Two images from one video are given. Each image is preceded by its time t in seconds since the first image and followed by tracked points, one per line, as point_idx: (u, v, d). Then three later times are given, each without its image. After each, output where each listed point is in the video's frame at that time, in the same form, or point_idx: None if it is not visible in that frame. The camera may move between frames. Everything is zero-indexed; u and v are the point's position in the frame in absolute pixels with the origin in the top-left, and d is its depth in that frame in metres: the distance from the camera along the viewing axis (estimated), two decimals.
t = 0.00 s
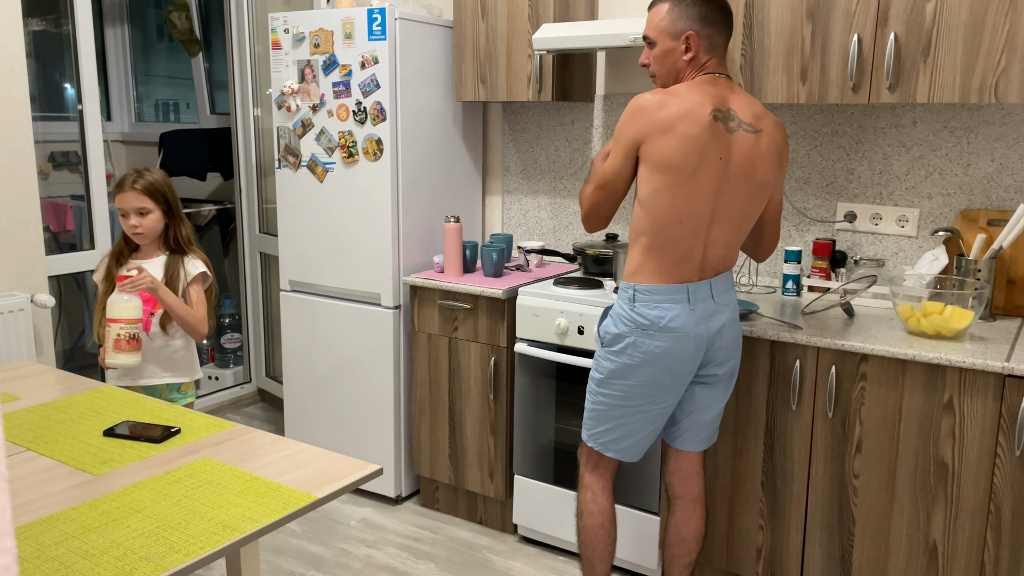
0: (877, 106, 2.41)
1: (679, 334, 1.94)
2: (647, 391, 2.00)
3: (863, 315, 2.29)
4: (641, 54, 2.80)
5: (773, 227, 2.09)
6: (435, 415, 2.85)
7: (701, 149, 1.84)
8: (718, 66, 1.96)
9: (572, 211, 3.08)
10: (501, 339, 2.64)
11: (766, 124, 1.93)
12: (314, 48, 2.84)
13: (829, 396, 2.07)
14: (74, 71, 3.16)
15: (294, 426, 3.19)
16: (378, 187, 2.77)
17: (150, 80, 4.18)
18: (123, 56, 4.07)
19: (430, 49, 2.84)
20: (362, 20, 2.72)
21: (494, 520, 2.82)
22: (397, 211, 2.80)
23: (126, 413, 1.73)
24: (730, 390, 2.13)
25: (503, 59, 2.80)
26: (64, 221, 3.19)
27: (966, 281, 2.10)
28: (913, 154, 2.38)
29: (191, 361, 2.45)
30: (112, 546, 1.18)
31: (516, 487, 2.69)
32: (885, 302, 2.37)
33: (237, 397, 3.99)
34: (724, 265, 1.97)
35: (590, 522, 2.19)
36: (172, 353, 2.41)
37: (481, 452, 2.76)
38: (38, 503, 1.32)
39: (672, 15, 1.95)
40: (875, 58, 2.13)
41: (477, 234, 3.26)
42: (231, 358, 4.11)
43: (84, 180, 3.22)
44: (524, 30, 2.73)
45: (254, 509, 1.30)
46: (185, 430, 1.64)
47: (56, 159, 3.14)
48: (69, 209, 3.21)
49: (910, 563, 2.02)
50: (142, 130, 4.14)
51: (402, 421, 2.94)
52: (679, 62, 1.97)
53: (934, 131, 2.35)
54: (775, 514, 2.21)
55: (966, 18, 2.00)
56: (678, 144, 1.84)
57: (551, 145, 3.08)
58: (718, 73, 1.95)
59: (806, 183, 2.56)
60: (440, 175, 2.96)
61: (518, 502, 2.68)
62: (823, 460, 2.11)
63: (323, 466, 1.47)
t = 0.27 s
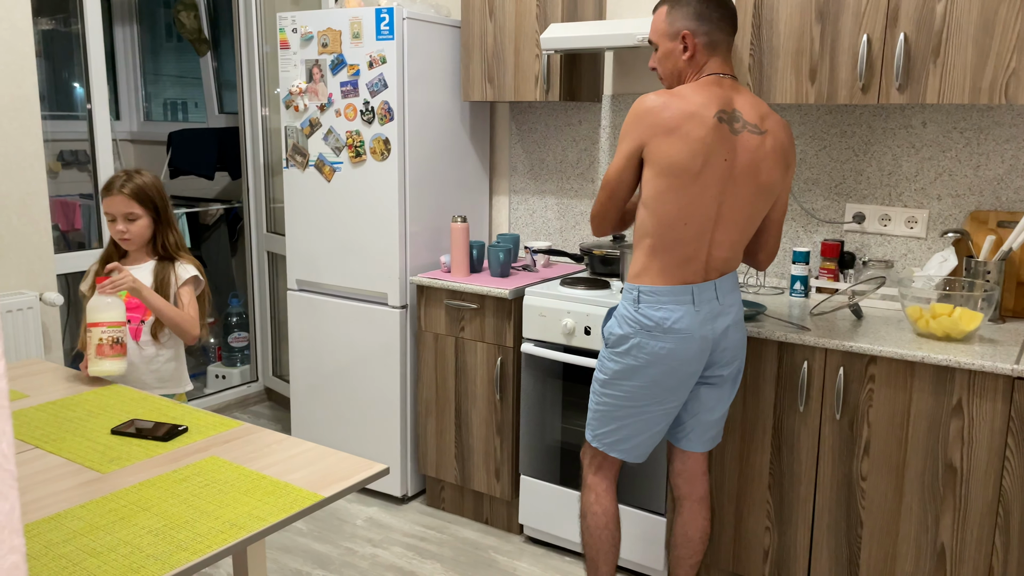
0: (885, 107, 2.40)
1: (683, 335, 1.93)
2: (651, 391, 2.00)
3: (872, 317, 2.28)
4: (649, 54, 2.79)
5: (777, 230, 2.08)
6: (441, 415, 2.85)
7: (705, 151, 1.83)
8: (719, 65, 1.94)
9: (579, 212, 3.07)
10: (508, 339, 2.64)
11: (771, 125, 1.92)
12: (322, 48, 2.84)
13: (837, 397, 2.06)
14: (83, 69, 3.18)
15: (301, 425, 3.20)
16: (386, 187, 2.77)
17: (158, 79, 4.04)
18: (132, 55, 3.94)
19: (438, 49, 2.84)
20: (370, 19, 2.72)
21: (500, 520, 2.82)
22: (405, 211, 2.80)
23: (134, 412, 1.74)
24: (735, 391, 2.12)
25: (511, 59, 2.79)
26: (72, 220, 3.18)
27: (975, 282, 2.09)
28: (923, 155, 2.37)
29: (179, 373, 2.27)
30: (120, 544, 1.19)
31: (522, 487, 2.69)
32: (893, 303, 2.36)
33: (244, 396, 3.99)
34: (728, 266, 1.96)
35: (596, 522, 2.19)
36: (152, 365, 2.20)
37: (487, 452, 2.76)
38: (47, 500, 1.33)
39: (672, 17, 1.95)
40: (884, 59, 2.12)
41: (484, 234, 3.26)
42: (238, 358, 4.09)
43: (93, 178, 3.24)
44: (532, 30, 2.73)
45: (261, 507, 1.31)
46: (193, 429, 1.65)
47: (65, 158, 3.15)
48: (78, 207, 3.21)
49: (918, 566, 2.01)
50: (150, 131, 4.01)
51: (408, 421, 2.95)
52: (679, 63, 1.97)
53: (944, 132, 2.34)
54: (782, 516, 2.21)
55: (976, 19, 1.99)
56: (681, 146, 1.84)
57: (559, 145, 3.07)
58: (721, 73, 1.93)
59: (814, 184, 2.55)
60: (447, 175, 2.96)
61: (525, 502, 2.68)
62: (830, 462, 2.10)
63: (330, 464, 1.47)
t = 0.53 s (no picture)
0: (893, 107, 2.39)
1: (684, 335, 1.93)
2: (651, 392, 1.99)
3: (878, 318, 2.28)
4: (656, 55, 2.79)
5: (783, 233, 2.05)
6: (446, 415, 2.85)
7: (701, 152, 1.83)
8: (713, 65, 1.93)
9: (584, 212, 3.07)
10: (513, 339, 2.64)
11: (772, 125, 1.90)
12: (328, 48, 2.85)
13: (844, 399, 2.05)
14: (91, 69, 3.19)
15: (306, 425, 3.20)
16: (391, 187, 2.78)
17: (166, 78, 4.23)
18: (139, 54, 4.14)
19: (444, 49, 2.84)
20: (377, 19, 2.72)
21: (505, 521, 2.82)
22: (410, 211, 2.80)
23: (140, 410, 1.74)
24: (738, 392, 2.12)
25: (517, 59, 2.79)
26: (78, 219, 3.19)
27: (982, 284, 2.10)
28: (930, 156, 2.36)
29: (162, 376, 2.17)
30: (125, 542, 1.19)
31: (527, 487, 2.69)
32: (900, 305, 2.36)
33: (250, 395, 4.00)
34: (730, 267, 1.95)
35: (600, 523, 2.18)
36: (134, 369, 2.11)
37: (492, 452, 2.76)
38: (53, 498, 1.33)
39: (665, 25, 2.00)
40: (892, 59, 2.11)
41: (489, 234, 3.26)
42: (244, 356, 4.11)
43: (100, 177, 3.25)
44: (539, 30, 2.73)
45: (266, 507, 1.31)
46: (198, 428, 1.65)
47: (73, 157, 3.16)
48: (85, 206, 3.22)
49: (924, 569, 2.01)
50: (156, 129, 4.21)
51: (413, 421, 2.95)
52: (673, 68, 2.01)
53: (952, 133, 2.33)
54: (788, 517, 2.20)
55: (985, 19, 1.98)
56: (677, 146, 1.85)
57: (565, 145, 3.07)
58: (718, 73, 1.92)
59: (821, 185, 2.55)
60: (453, 175, 2.96)
61: (529, 503, 2.68)
62: (836, 464, 2.10)
63: (336, 464, 1.47)
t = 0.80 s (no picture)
0: (894, 109, 2.39)
1: (680, 336, 1.93)
2: (649, 392, 2.00)
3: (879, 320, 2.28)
4: (657, 56, 2.79)
5: (784, 232, 2.05)
6: (446, 416, 2.85)
7: (695, 153, 1.83)
8: (707, 67, 1.93)
9: (586, 213, 3.07)
10: (513, 340, 2.64)
11: (769, 125, 1.89)
12: (330, 48, 2.85)
13: (844, 401, 2.05)
14: (93, 69, 3.19)
15: (306, 424, 3.21)
16: (393, 187, 2.78)
17: (168, 78, 4.28)
18: (142, 54, 4.21)
19: (445, 50, 2.85)
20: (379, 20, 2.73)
21: (505, 521, 2.82)
22: (411, 212, 2.80)
23: (141, 410, 1.74)
24: (737, 393, 2.12)
25: (519, 60, 2.80)
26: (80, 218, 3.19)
27: (984, 287, 2.08)
28: (931, 158, 2.36)
29: (166, 375, 2.17)
30: (126, 542, 1.19)
31: (527, 488, 2.69)
32: (901, 307, 2.36)
33: (251, 394, 4.01)
34: (728, 268, 1.95)
35: (599, 524, 2.19)
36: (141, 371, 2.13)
37: (492, 453, 2.76)
38: (54, 497, 1.34)
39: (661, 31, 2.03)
40: (893, 62, 2.11)
41: (491, 235, 3.27)
42: (246, 356, 4.15)
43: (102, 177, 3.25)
44: (540, 31, 2.73)
45: (266, 506, 1.31)
46: (199, 427, 1.65)
47: (75, 157, 3.18)
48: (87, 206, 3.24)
49: (923, 571, 2.01)
50: (160, 129, 4.28)
51: (414, 421, 2.95)
52: (669, 71, 2.02)
53: (953, 135, 2.32)
54: (787, 518, 2.20)
55: (986, 22, 1.98)
56: (672, 148, 1.85)
57: (566, 146, 3.07)
58: (712, 74, 1.92)
59: (822, 187, 2.55)
60: (454, 176, 2.97)
61: (529, 503, 2.68)
62: (836, 465, 2.10)
63: (336, 463, 1.48)
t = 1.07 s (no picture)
0: (889, 112, 2.40)
1: (674, 336, 1.93)
2: (643, 392, 2.00)
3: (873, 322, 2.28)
4: (654, 58, 2.79)
5: (794, 223, 2.04)
6: (442, 416, 2.85)
7: (687, 155, 1.84)
8: (700, 69, 1.94)
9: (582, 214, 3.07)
10: (509, 341, 2.64)
11: (762, 126, 1.90)
12: (327, 48, 2.85)
13: (838, 402, 2.05)
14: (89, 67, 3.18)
15: (301, 424, 3.20)
16: (389, 187, 2.78)
17: (164, 77, 4.28)
18: (138, 53, 4.24)
19: (442, 50, 2.84)
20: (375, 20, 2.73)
21: (499, 522, 2.82)
22: (407, 212, 2.80)
23: (134, 409, 1.74)
24: (732, 394, 2.12)
25: (515, 61, 2.80)
26: (75, 216, 3.21)
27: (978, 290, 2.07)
28: (925, 161, 2.37)
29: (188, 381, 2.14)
30: (119, 542, 1.19)
31: (522, 489, 2.69)
32: (895, 309, 2.36)
33: (245, 394, 4.00)
34: (722, 269, 1.95)
35: (593, 525, 2.19)
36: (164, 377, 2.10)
37: (487, 453, 2.76)
38: (47, 496, 1.33)
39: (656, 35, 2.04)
40: (889, 64, 2.12)
41: (486, 236, 3.26)
42: (240, 356, 4.12)
43: (97, 175, 3.24)
44: (537, 32, 2.73)
45: (260, 506, 1.31)
46: (192, 427, 1.65)
47: (70, 154, 3.16)
48: (82, 204, 3.24)
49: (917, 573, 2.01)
50: (155, 126, 4.21)
51: (408, 421, 2.95)
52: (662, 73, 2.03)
53: (947, 138, 2.33)
54: (782, 520, 2.20)
55: (982, 25, 1.99)
56: (664, 150, 1.86)
57: (562, 147, 3.07)
58: (705, 75, 1.93)
59: (817, 189, 2.55)
60: (450, 176, 2.96)
61: (524, 504, 2.68)
62: (830, 467, 2.10)
63: (330, 463, 1.48)
